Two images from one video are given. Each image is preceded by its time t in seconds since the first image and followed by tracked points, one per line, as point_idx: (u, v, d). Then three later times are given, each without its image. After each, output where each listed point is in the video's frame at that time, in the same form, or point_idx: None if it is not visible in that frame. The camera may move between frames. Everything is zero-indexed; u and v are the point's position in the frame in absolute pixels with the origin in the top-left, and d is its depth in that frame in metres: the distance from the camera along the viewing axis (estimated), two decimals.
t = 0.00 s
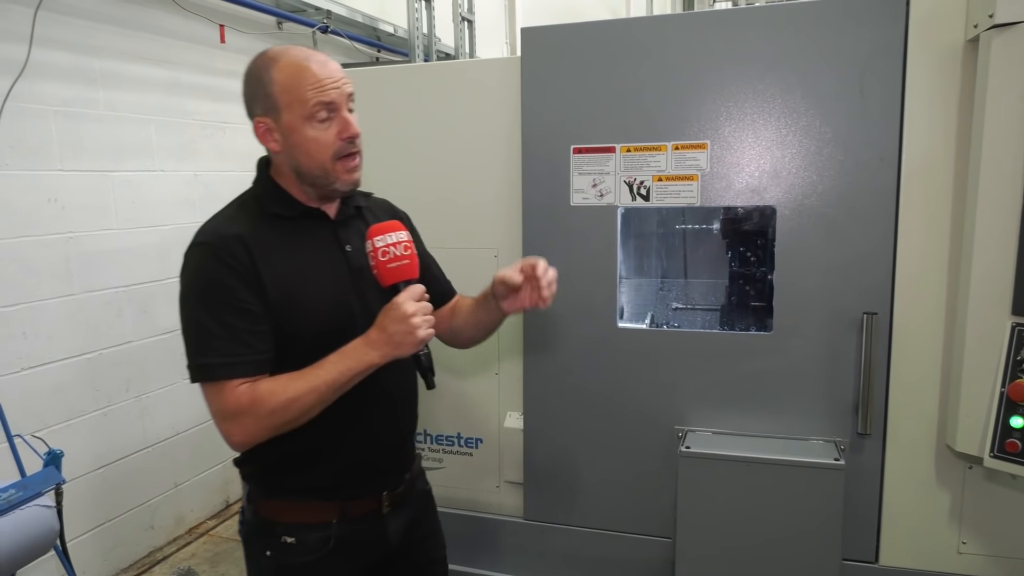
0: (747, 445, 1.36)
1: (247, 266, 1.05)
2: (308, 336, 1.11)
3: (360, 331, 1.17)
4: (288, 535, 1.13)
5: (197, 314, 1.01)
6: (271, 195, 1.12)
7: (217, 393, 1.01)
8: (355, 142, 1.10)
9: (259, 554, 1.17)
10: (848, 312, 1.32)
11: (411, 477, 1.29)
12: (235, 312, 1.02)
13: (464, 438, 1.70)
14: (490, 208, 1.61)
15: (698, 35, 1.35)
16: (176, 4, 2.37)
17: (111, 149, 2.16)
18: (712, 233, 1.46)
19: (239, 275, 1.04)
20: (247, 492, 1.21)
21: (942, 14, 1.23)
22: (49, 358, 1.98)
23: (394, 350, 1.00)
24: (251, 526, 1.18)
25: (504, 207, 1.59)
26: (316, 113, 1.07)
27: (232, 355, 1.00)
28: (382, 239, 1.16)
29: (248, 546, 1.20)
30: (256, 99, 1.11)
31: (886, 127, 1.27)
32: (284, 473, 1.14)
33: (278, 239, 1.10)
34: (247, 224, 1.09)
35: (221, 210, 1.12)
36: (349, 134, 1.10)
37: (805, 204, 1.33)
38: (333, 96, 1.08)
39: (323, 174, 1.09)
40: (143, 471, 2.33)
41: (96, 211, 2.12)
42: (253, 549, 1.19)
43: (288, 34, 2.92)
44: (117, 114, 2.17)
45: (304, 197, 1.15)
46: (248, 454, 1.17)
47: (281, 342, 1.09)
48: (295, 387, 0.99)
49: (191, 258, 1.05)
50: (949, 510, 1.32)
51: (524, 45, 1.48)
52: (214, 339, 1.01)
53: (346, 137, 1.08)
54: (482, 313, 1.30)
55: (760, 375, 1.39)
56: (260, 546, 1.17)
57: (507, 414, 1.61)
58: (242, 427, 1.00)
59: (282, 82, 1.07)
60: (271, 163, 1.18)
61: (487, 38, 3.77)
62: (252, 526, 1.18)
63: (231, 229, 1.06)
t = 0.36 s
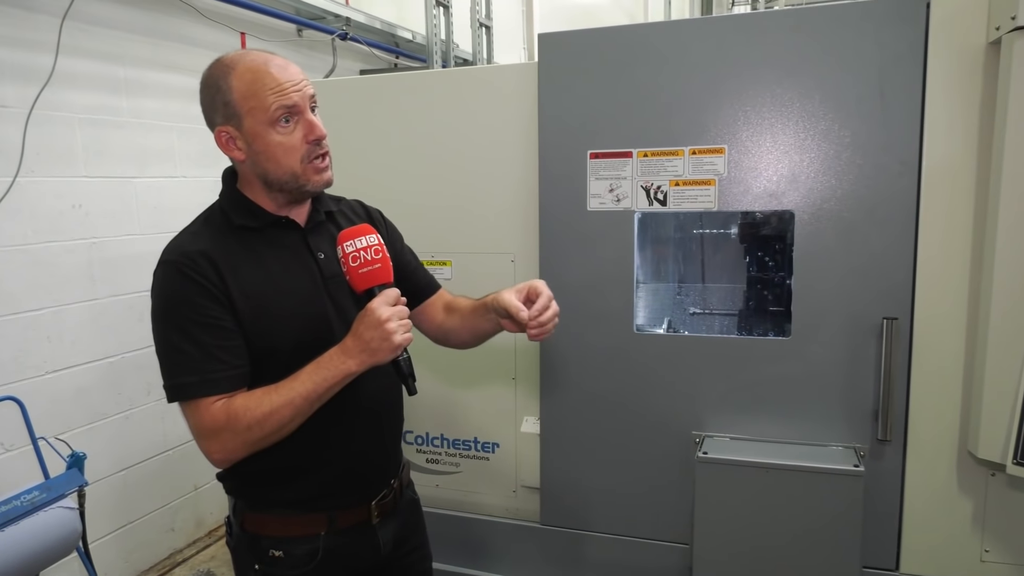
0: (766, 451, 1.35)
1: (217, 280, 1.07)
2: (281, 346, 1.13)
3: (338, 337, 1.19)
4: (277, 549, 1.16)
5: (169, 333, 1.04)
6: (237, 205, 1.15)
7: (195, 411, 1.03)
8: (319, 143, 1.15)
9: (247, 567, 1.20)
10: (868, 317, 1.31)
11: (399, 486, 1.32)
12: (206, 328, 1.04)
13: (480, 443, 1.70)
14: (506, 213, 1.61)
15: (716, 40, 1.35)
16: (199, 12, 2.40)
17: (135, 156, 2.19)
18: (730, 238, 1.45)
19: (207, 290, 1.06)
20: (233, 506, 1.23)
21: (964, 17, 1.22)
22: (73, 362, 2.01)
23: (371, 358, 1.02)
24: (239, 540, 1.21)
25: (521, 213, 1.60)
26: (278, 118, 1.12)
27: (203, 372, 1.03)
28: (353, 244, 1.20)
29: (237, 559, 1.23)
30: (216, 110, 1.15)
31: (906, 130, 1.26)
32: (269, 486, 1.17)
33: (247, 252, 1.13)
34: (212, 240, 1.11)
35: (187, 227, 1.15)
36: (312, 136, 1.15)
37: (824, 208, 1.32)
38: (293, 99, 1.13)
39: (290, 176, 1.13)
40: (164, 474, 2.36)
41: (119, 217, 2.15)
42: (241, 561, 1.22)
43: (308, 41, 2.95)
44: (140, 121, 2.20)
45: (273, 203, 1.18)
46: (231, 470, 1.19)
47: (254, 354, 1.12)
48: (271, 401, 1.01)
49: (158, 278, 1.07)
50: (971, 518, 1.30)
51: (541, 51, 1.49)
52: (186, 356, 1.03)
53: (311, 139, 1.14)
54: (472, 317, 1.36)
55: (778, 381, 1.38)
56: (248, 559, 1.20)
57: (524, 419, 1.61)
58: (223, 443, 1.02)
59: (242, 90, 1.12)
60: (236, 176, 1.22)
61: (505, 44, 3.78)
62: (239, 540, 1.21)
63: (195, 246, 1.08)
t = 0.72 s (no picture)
0: (771, 456, 1.35)
1: (223, 285, 1.08)
2: (285, 351, 1.14)
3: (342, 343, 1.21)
4: (285, 558, 1.17)
5: (176, 336, 1.04)
6: (243, 208, 1.17)
7: (201, 416, 1.03)
8: (328, 152, 1.16)
9: None
10: (873, 323, 1.31)
11: (404, 493, 1.33)
12: (212, 332, 1.05)
13: (485, 447, 1.70)
14: (512, 217, 1.62)
15: (720, 45, 1.36)
16: (207, 18, 2.42)
17: (143, 160, 2.20)
18: (736, 243, 1.45)
19: (215, 294, 1.06)
20: (240, 517, 1.24)
21: (969, 23, 1.22)
22: (80, 365, 2.02)
23: (379, 362, 1.04)
24: (246, 550, 1.22)
25: (525, 218, 1.61)
26: (289, 125, 1.13)
27: (212, 376, 1.03)
28: (361, 248, 1.22)
29: (244, 570, 1.24)
30: (226, 113, 1.16)
31: (912, 135, 1.26)
32: (276, 494, 1.18)
33: (251, 256, 1.13)
34: (218, 245, 1.11)
35: (190, 231, 1.15)
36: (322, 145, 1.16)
37: (829, 214, 1.32)
38: (305, 107, 1.14)
39: (299, 183, 1.14)
40: (170, 477, 2.37)
41: (127, 221, 2.16)
42: (250, 570, 1.23)
43: (315, 46, 2.96)
44: (148, 126, 2.22)
45: (278, 208, 1.20)
46: (236, 480, 1.19)
47: (258, 358, 1.12)
48: (280, 404, 1.02)
49: (164, 281, 1.07)
50: (977, 524, 1.30)
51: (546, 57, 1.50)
52: (193, 360, 1.03)
53: (320, 148, 1.15)
54: (473, 329, 1.38)
55: (783, 386, 1.38)
56: (257, 568, 1.21)
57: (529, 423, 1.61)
58: (230, 447, 1.02)
59: (255, 94, 1.13)
60: (241, 178, 1.23)
61: (511, 49, 3.79)
62: (247, 549, 1.22)
63: (202, 250, 1.09)
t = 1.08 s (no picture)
0: (769, 456, 1.36)
1: (249, 286, 1.07)
2: (308, 354, 1.13)
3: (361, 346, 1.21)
4: (298, 558, 1.16)
5: (203, 338, 1.03)
6: (265, 209, 1.15)
7: (227, 419, 1.02)
8: (357, 159, 1.15)
9: None
10: (871, 324, 1.32)
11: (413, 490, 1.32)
12: (240, 334, 1.04)
13: (484, 447, 1.70)
14: (511, 219, 1.62)
15: (718, 47, 1.36)
16: (207, 19, 2.42)
17: (142, 161, 2.21)
18: (734, 244, 1.46)
19: (242, 296, 1.05)
20: (250, 516, 1.23)
21: (966, 26, 1.22)
22: (79, 366, 2.03)
23: (406, 365, 1.03)
24: (256, 549, 1.20)
25: (525, 219, 1.61)
26: (322, 130, 1.11)
27: (240, 378, 1.02)
28: (389, 253, 1.20)
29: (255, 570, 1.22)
30: (256, 112, 1.14)
31: (910, 137, 1.27)
32: (289, 495, 1.17)
33: (274, 258, 1.13)
34: (243, 246, 1.10)
35: (212, 231, 1.14)
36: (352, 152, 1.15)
37: (826, 215, 1.33)
38: (339, 113, 1.13)
39: (326, 190, 1.13)
40: (169, 478, 2.37)
41: (127, 222, 2.17)
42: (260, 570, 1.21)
43: (315, 47, 2.97)
44: (148, 127, 2.22)
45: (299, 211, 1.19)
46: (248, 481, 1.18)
47: (282, 361, 1.12)
48: (309, 407, 1.01)
49: (189, 282, 1.05)
50: (975, 524, 1.30)
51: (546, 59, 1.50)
52: (221, 362, 1.02)
53: (350, 155, 1.14)
54: (489, 333, 1.38)
55: (781, 386, 1.38)
56: (267, 568, 1.19)
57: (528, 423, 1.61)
58: (258, 450, 1.01)
59: (289, 96, 1.11)
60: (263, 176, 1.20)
61: (510, 51, 3.80)
62: (257, 548, 1.21)
63: (228, 251, 1.08)
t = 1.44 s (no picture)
0: (761, 455, 1.36)
1: (309, 281, 1.07)
2: (365, 351, 1.12)
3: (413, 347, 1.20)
4: (347, 553, 1.16)
5: (263, 331, 1.02)
6: (325, 208, 1.15)
7: (285, 411, 1.02)
8: (417, 160, 1.15)
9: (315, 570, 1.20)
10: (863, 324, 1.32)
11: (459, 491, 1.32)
12: (300, 328, 1.03)
13: (478, 447, 1.71)
14: (506, 219, 1.63)
15: (710, 48, 1.37)
16: (201, 20, 2.42)
17: (135, 162, 2.20)
18: (727, 244, 1.46)
19: (302, 290, 1.05)
20: (301, 510, 1.23)
21: (957, 29, 1.24)
22: (72, 366, 2.02)
23: (458, 362, 1.03)
24: (307, 543, 1.21)
25: (519, 219, 1.61)
26: (384, 130, 1.12)
27: (300, 371, 1.02)
28: (444, 252, 1.21)
29: (304, 564, 1.23)
30: (319, 112, 1.14)
31: (900, 139, 1.28)
32: (343, 491, 1.17)
33: (332, 256, 1.13)
34: (303, 242, 1.10)
35: (270, 227, 1.14)
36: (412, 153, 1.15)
37: (818, 216, 1.34)
38: (401, 115, 1.13)
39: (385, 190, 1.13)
40: (163, 479, 2.36)
41: (119, 223, 2.16)
42: (308, 564, 1.22)
43: (308, 48, 2.96)
44: (141, 127, 2.22)
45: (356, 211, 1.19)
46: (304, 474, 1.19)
47: (340, 358, 1.11)
48: (367, 400, 1.01)
49: (250, 276, 1.05)
50: (966, 522, 1.31)
51: (540, 59, 1.51)
52: (280, 355, 1.01)
53: (410, 156, 1.14)
54: (533, 340, 1.36)
55: (773, 385, 1.39)
56: (317, 563, 1.20)
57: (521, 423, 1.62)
58: (314, 443, 1.01)
59: (353, 98, 1.11)
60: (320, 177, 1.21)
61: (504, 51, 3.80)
62: (308, 542, 1.21)
63: (289, 247, 1.08)
